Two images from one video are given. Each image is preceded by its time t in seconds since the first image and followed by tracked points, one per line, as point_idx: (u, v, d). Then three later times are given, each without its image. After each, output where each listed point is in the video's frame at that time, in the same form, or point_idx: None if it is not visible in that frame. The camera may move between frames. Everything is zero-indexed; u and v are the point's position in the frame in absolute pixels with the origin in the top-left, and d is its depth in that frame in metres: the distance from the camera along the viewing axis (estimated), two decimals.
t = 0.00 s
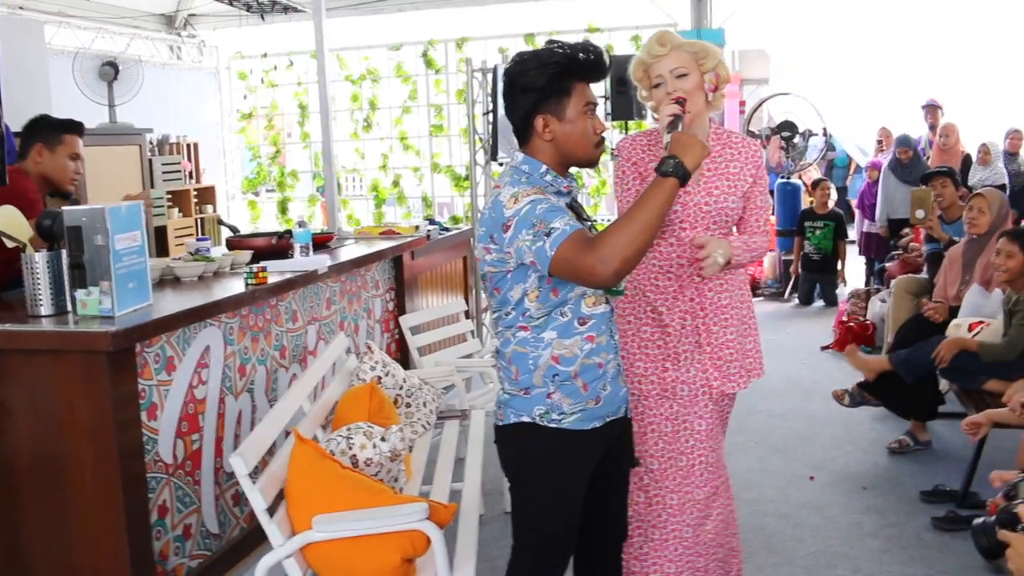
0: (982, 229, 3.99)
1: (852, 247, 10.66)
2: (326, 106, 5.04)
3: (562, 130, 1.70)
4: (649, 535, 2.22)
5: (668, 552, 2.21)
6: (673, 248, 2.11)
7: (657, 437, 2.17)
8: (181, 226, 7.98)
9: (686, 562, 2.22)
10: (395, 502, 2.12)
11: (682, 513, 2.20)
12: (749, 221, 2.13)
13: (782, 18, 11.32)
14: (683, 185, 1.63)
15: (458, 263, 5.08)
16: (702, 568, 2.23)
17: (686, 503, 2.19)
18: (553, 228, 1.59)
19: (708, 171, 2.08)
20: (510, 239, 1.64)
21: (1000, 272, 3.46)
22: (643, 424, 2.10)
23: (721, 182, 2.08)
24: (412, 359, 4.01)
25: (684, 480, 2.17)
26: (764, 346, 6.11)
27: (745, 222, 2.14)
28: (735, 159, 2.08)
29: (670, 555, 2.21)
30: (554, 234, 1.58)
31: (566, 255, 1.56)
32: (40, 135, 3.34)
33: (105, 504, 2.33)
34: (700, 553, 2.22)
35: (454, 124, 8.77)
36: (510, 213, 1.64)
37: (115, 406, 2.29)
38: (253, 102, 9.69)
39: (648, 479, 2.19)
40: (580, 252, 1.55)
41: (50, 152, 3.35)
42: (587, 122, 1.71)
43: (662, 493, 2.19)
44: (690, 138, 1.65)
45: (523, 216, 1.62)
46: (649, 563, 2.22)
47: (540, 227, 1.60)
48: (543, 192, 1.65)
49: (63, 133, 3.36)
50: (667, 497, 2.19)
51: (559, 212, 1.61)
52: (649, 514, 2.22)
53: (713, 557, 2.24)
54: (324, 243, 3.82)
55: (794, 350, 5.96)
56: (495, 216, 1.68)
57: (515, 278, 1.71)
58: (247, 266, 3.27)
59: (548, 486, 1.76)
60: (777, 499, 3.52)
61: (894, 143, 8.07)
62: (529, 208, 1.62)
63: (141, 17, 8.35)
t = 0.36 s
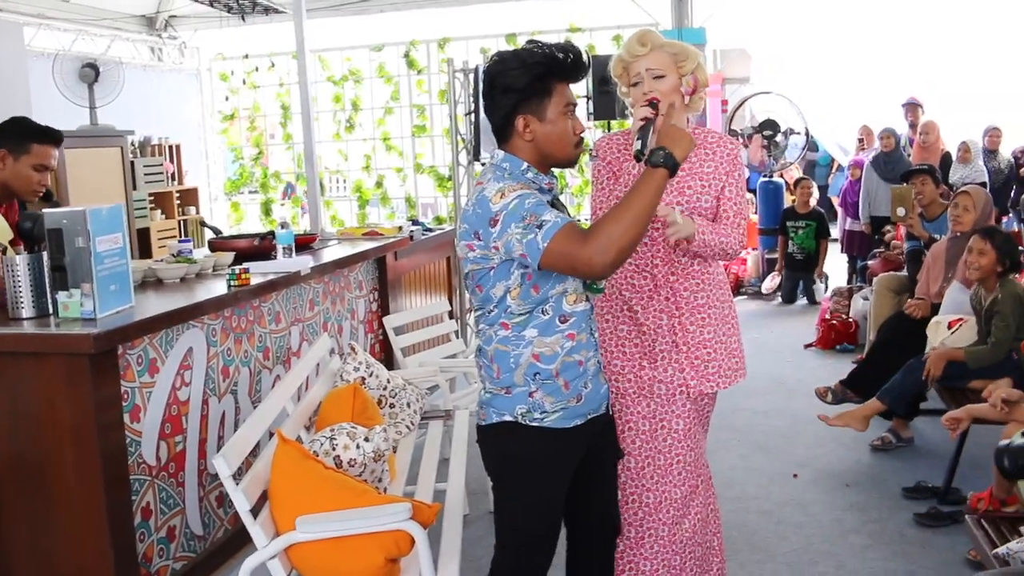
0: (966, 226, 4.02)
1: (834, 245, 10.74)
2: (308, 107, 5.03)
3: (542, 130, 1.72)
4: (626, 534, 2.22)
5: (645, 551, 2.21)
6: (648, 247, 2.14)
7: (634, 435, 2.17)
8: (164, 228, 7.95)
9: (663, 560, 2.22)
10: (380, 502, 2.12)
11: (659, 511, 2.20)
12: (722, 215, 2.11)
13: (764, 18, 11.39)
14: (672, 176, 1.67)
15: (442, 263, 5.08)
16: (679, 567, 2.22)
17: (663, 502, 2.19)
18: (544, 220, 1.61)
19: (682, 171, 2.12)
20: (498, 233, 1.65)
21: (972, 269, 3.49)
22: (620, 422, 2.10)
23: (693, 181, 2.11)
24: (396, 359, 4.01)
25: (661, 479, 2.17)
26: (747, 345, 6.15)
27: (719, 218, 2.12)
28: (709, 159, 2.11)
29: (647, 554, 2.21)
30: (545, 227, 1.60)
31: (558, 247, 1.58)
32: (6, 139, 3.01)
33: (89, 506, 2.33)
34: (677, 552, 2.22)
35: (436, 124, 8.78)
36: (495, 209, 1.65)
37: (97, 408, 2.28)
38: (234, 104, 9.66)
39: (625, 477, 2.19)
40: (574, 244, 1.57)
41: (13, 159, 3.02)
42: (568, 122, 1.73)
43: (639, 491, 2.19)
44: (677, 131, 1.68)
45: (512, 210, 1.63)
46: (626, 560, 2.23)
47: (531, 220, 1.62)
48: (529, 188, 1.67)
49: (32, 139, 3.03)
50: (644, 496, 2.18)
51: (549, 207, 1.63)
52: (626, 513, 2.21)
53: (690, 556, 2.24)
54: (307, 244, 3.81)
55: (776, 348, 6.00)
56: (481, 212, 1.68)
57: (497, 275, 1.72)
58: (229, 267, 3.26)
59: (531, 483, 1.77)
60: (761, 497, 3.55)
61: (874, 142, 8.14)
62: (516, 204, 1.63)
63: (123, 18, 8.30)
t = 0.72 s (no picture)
0: (984, 236, 4.00)
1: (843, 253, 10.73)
2: (320, 111, 5.06)
3: (558, 138, 1.72)
4: (631, 539, 2.21)
5: (650, 557, 2.20)
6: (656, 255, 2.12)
7: (640, 441, 2.17)
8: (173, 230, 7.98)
9: (668, 567, 2.21)
10: (391, 506, 2.13)
11: (664, 517, 2.19)
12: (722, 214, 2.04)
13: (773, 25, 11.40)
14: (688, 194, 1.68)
15: (452, 268, 5.10)
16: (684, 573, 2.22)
17: (669, 508, 2.18)
18: (558, 234, 1.62)
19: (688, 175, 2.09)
20: (512, 244, 1.66)
21: (974, 285, 3.50)
22: (626, 429, 2.10)
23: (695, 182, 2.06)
24: (406, 363, 4.02)
25: (666, 486, 2.17)
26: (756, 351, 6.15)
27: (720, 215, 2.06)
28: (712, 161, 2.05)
29: (652, 560, 2.20)
30: (560, 240, 1.61)
31: (572, 259, 1.59)
32: (28, 153, 3.02)
33: (101, 508, 2.34)
34: (682, 558, 2.21)
35: (446, 129, 8.81)
36: (510, 219, 1.66)
37: (111, 410, 2.29)
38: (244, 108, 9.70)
39: (630, 481, 2.19)
40: (589, 256, 1.59)
41: (34, 173, 3.03)
42: (582, 129, 1.74)
43: (644, 497, 2.18)
44: (695, 149, 1.69)
45: (525, 223, 1.64)
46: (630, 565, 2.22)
47: (545, 233, 1.63)
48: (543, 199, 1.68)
49: (54, 154, 3.04)
50: (649, 501, 2.18)
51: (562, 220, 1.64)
52: (630, 518, 2.21)
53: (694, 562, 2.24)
54: (317, 248, 3.82)
55: (784, 356, 6.00)
56: (493, 222, 1.69)
57: (508, 284, 1.72)
58: (241, 271, 3.28)
59: (541, 489, 1.77)
60: (770, 504, 3.55)
61: (884, 149, 8.14)
62: (531, 215, 1.65)
63: (134, 21, 8.33)
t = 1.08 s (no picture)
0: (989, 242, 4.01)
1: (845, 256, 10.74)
2: (323, 115, 5.08)
3: (559, 144, 1.73)
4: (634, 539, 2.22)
5: (652, 557, 2.21)
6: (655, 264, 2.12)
7: (642, 444, 2.17)
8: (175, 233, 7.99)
9: (670, 568, 2.22)
10: (393, 510, 2.14)
11: (666, 519, 2.20)
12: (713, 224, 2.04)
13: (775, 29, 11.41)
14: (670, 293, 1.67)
15: (454, 271, 5.10)
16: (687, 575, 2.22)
17: (671, 510, 2.19)
18: (534, 263, 1.62)
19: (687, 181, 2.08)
20: (491, 257, 1.67)
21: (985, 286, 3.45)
22: (628, 434, 2.10)
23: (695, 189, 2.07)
24: (408, 367, 4.03)
25: (667, 489, 2.18)
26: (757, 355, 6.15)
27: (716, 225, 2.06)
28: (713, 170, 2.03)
29: (654, 560, 2.21)
30: (532, 270, 1.62)
31: (539, 291, 1.61)
32: (44, 165, 2.95)
33: (105, 511, 2.34)
34: (685, 561, 2.22)
35: (449, 133, 8.84)
36: (495, 235, 1.67)
37: (114, 414, 2.30)
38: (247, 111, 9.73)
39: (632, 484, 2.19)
40: (554, 297, 1.60)
41: (48, 186, 2.96)
42: (584, 136, 1.75)
43: (646, 499, 2.20)
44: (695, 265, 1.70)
45: (508, 242, 1.65)
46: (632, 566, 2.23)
47: (521, 258, 1.63)
48: (532, 216, 1.67)
49: (70, 168, 2.96)
50: (651, 503, 2.19)
51: (543, 248, 1.64)
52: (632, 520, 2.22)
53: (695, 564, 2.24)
54: (321, 252, 3.84)
55: (786, 359, 6.00)
56: (481, 230, 1.70)
57: (498, 292, 1.72)
58: (243, 274, 3.29)
59: (541, 494, 1.78)
60: (771, 508, 3.55)
61: (887, 154, 8.16)
62: (517, 235, 1.64)
63: (137, 24, 8.34)
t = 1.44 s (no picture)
0: (983, 242, 4.04)
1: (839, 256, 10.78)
2: (320, 118, 5.10)
3: (546, 148, 1.70)
4: (631, 539, 2.22)
5: (650, 557, 2.21)
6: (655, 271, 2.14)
7: (641, 444, 2.17)
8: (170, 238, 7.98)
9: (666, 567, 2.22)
10: (393, 512, 2.14)
11: (665, 518, 2.20)
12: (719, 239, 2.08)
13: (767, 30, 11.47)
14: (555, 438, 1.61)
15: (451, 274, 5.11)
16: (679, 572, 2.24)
17: (669, 509, 2.20)
18: (475, 294, 1.57)
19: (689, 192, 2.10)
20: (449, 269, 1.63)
21: (1006, 282, 3.50)
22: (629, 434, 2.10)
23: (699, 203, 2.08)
24: (407, 370, 4.04)
25: (666, 488, 2.18)
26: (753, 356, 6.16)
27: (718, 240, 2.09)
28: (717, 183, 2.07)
29: (651, 560, 2.21)
30: (471, 300, 1.57)
31: (472, 321, 1.56)
32: (41, 171, 2.95)
33: (105, 516, 2.34)
34: (679, 559, 2.23)
35: (444, 136, 8.89)
36: (456, 250, 1.61)
37: (113, 419, 2.30)
38: (242, 115, 9.82)
39: (631, 483, 2.19)
40: (484, 335, 1.56)
41: (44, 193, 2.96)
42: (571, 140, 1.71)
43: (644, 499, 2.19)
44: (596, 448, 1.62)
45: (463, 262, 1.59)
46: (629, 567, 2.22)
47: (468, 283, 1.58)
48: (496, 237, 1.60)
49: (67, 176, 2.96)
50: (648, 501, 2.18)
51: (495, 277, 1.58)
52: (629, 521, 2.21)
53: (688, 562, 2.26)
54: (317, 256, 3.84)
55: (783, 360, 6.02)
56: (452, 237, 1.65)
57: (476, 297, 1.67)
58: (241, 278, 3.29)
59: (538, 492, 1.78)
60: (769, 508, 3.56)
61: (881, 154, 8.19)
62: (472, 258, 1.59)
63: (131, 30, 8.34)
